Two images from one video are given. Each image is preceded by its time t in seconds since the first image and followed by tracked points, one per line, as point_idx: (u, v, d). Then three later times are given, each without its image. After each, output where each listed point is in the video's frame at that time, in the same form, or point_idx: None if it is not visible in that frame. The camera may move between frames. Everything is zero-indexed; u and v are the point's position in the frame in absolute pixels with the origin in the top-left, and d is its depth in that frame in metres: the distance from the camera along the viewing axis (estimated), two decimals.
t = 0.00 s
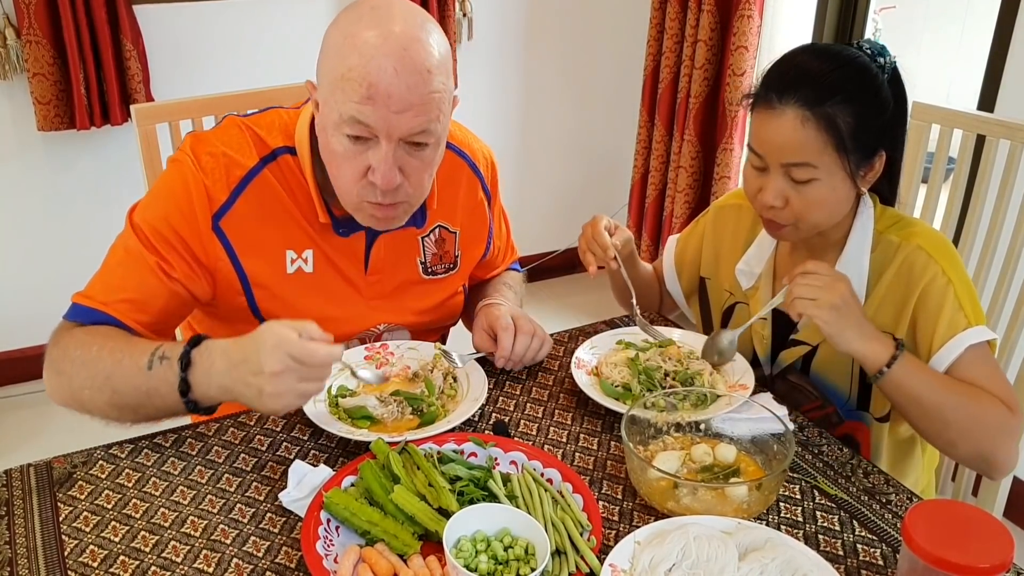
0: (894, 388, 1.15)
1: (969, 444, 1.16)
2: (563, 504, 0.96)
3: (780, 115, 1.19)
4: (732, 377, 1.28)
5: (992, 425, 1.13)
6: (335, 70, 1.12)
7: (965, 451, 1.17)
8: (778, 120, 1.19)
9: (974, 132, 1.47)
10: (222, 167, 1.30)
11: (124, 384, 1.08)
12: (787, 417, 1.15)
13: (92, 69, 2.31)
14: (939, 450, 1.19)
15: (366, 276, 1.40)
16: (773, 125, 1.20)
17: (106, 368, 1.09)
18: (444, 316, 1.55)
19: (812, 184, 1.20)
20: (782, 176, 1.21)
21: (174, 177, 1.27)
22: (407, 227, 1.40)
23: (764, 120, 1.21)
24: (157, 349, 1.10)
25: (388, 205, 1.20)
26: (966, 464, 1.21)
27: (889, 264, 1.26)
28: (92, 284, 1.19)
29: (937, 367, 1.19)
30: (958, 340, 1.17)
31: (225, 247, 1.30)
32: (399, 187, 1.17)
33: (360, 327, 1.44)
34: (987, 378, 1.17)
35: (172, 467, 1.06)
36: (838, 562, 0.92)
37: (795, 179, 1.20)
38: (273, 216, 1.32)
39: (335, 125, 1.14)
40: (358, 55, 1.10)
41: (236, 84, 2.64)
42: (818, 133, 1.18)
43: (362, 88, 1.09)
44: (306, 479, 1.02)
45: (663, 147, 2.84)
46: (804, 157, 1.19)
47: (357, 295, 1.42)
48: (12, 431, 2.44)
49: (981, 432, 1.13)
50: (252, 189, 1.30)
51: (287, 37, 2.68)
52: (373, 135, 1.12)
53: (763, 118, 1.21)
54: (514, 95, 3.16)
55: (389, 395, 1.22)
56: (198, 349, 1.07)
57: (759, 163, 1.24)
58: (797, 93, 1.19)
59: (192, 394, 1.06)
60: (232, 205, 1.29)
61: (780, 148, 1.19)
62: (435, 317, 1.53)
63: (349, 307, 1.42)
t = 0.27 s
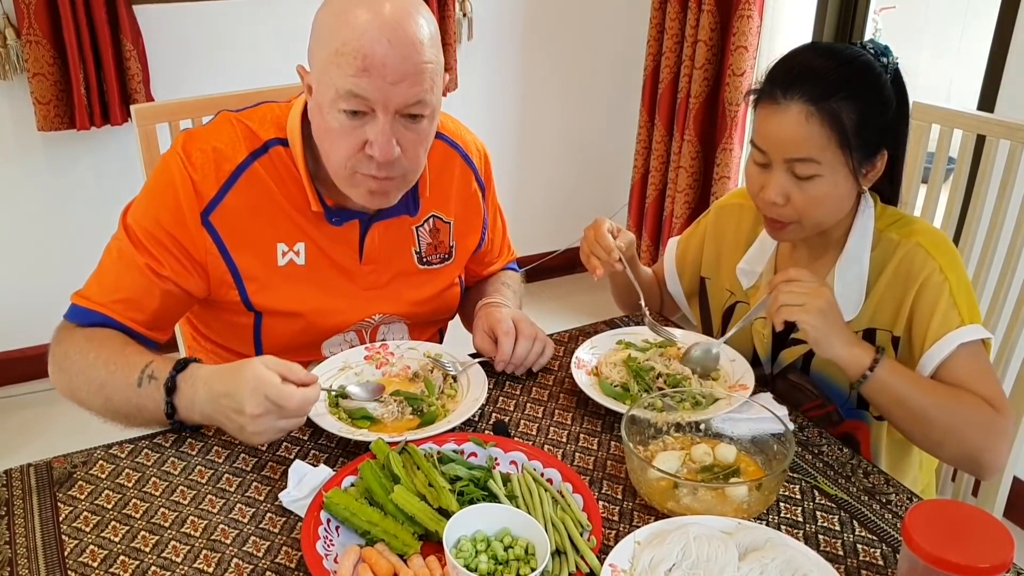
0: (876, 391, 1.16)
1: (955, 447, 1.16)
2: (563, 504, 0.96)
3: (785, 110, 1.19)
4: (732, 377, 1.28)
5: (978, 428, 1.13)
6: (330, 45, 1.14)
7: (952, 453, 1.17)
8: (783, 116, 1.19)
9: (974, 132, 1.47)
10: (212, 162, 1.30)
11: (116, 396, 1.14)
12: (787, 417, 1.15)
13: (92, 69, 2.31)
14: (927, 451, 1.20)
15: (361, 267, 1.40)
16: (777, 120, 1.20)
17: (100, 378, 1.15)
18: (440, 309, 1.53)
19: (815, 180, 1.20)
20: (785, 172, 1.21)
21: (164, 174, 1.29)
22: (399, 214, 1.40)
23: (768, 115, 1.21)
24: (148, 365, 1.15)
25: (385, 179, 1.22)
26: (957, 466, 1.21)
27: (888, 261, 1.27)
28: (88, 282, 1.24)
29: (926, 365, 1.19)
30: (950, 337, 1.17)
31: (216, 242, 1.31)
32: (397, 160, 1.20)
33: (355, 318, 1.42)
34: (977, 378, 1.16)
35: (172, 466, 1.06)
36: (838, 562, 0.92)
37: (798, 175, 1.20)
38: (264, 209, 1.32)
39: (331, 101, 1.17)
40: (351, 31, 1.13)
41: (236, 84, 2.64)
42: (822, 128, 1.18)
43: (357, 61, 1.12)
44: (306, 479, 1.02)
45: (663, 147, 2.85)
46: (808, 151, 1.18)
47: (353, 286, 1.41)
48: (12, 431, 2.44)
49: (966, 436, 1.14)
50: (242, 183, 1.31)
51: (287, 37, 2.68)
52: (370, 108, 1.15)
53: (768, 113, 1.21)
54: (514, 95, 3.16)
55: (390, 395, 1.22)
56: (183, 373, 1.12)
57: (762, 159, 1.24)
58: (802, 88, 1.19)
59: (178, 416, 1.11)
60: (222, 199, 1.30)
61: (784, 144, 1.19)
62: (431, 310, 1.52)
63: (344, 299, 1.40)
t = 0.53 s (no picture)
0: (867, 388, 1.17)
1: (944, 445, 1.17)
2: (563, 504, 0.96)
3: (783, 111, 1.19)
4: (732, 377, 1.28)
5: (968, 427, 1.14)
6: (329, 29, 1.17)
7: (941, 451, 1.18)
8: (781, 117, 1.19)
9: (974, 132, 1.47)
10: (209, 156, 1.31)
11: (119, 396, 1.16)
12: (787, 418, 1.16)
13: (92, 69, 2.31)
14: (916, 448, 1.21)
15: (358, 259, 1.40)
16: (776, 121, 1.20)
17: (103, 377, 1.17)
18: (438, 303, 1.53)
19: (814, 181, 1.20)
20: (784, 174, 1.21)
21: (162, 169, 1.30)
22: (395, 205, 1.41)
23: (767, 116, 1.21)
24: (151, 365, 1.17)
25: (387, 161, 1.24)
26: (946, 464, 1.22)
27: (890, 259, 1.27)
28: (90, 280, 1.26)
29: (921, 362, 1.19)
30: (948, 335, 1.17)
31: (214, 234, 1.31)
32: (399, 142, 1.22)
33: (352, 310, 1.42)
34: (969, 376, 1.17)
35: (172, 466, 1.06)
36: (838, 562, 0.92)
37: (797, 176, 1.20)
38: (261, 202, 1.32)
39: (333, 85, 1.19)
40: (350, 14, 1.16)
41: (236, 84, 2.64)
42: (820, 129, 1.18)
43: (359, 42, 1.15)
44: (306, 480, 1.02)
45: (663, 147, 2.85)
46: (808, 152, 1.18)
47: (349, 278, 1.41)
48: (12, 431, 2.44)
49: (955, 434, 1.15)
50: (239, 176, 1.31)
51: (287, 37, 2.68)
52: (372, 90, 1.18)
53: (766, 114, 1.21)
54: (514, 95, 3.16)
55: (390, 396, 1.22)
56: (185, 375, 1.14)
57: (760, 160, 1.24)
58: (800, 89, 1.19)
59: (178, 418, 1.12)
60: (219, 192, 1.30)
61: (783, 145, 1.19)
62: (429, 304, 1.51)
63: (340, 290, 1.40)
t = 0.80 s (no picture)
0: (860, 387, 1.17)
1: (928, 446, 1.18)
2: (563, 504, 0.96)
3: (781, 112, 1.19)
4: (732, 378, 1.28)
5: (953, 431, 1.15)
6: (332, 20, 1.17)
7: (924, 450, 1.20)
8: (779, 118, 1.19)
9: (974, 132, 1.47)
10: (205, 149, 1.31)
11: (120, 392, 1.16)
12: (787, 417, 1.15)
13: (92, 69, 2.31)
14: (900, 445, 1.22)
15: (354, 251, 1.39)
16: (774, 121, 1.20)
17: (105, 372, 1.17)
18: (434, 297, 1.52)
19: (812, 181, 1.20)
20: (782, 174, 1.21)
21: (159, 164, 1.30)
22: (390, 197, 1.41)
23: (764, 116, 1.21)
24: (151, 362, 1.17)
25: (391, 148, 1.26)
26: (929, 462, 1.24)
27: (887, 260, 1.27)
28: (92, 278, 1.27)
29: (913, 364, 1.20)
30: (938, 338, 1.18)
31: (211, 227, 1.31)
32: (404, 129, 1.24)
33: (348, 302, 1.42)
34: (960, 381, 1.17)
35: (172, 467, 1.06)
36: (838, 563, 0.92)
37: (795, 176, 1.20)
38: (257, 195, 1.32)
39: (337, 75, 1.19)
40: (353, 3, 1.16)
41: (236, 84, 2.64)
42: (817, 130, 1.18)
43: (365, 31, 1.15)
44: (306, 480, 1.02)
45: (663, 147, 2.85)
46: (806, 153, 1.19)
47: (345, 268, 1.41)
48: (13, 431, 2.44)
49: (939, 436, 1.16)
50: (235, 169, 1.31)
51: (287, 37, 2.68)
52: (377, 78, 1.19)
53: (765, 114, 1.21)
54: (514, 94, 3.16)
55: (390, 395, 1.23)
56: (186, 370, 1.14)
57: (759, 161, 1.24)
58: (797, 90, 1.19)
59: (180, 413, 1.12)
60: (215, 185, 1.30)
61: (781, 145, 1.19)
62: (426, 297, 1.50)
63: (336, 281, 1.40)
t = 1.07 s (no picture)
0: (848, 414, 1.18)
1: (924, 457, 1.18)
2: (563, 504, 0.96)
3: (781, 109, 1.19)
4: (732, 378, 1.28)
5: (947, 441, 1.15)
6: (326, 9, 1.18)
7: (922, 462, 1.19)
8: (778, 115, 1.19)
9: (974, 132, 1.47)
10: (201, 142, 1.32)
11: (116, 384, 1.15)
12: (787, 417, 1.15)
13: (92, 69, 2.31)
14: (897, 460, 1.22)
15: (350, 241, 1.40)
16: (774, 118, 1.20)
17: (102, 364, 1.17)
18: (430, 289, 1.51)
19: (812, 178, 1.20)
20: (783, 170, 1.21)
21: (155, 158, 1.30)
22: (384, 187, 1.41)
23: (764, 114, 1.21)
24: (147, 354, 1.17)
25: (391, 134, 1.27)
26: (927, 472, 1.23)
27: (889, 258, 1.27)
28: (92, 275, 1.26)
29: (911, 365, 1.20)
30: (938, 339, 1.18)
31: (207, 219, 1.31)
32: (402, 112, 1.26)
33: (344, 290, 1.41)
34: (952, 388, 1.18)
35: (172, 466, 1.06)
36: (838, 563, 0.92)
37: (795, 173, 1.20)
38: (253, 186, 1.33)
39: (334, 63, 1.21)
40: None
41: (236, 84, 2.64)
42: (818, 127, 1.18)
43: (362, 18, 1.17)
44: (306, 480, 1.02)
45: (663, 147, 2.85)
46: (806, 149, 1.18)
47: (341, 258, 1.40)
48: (13, 431, 2.44)
49: (934, 448, 1.16)
50: (230, 161, 1.32)
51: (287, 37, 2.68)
52: (375, 64, 1.21)
53: (764, 112, 1.21)
54: (515, 94, 3.16)
55: (390, 395, 1.23)
56: (179, 363, 1.12)
57: (759, 158, 1.24)
58: (797, 87, 1.19)
59: (170, 406, 1.12)
60: (210, 176, 1.31)
61: (781, 142, 1.19)
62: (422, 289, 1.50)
63: (334, 269, 1.40)
